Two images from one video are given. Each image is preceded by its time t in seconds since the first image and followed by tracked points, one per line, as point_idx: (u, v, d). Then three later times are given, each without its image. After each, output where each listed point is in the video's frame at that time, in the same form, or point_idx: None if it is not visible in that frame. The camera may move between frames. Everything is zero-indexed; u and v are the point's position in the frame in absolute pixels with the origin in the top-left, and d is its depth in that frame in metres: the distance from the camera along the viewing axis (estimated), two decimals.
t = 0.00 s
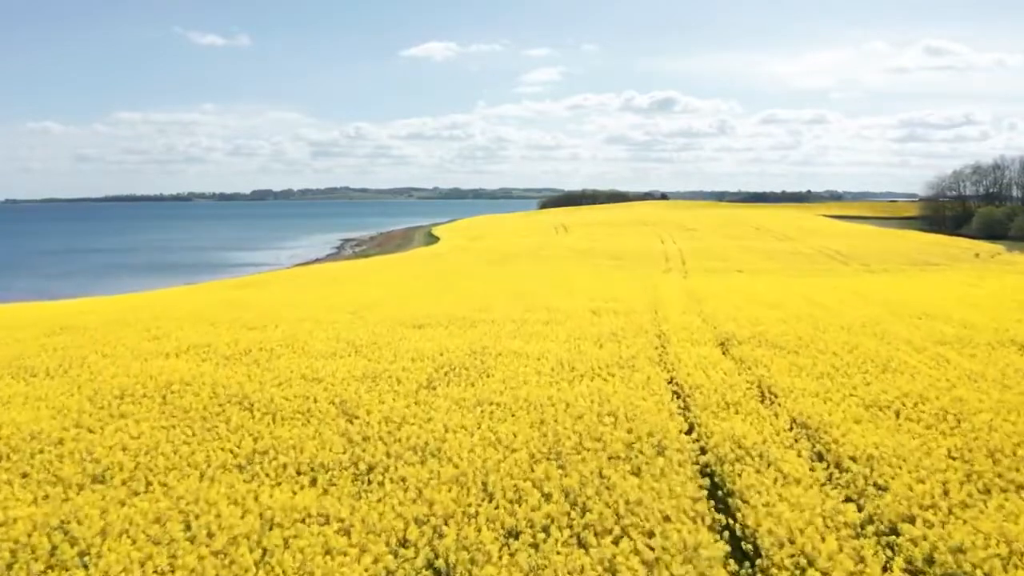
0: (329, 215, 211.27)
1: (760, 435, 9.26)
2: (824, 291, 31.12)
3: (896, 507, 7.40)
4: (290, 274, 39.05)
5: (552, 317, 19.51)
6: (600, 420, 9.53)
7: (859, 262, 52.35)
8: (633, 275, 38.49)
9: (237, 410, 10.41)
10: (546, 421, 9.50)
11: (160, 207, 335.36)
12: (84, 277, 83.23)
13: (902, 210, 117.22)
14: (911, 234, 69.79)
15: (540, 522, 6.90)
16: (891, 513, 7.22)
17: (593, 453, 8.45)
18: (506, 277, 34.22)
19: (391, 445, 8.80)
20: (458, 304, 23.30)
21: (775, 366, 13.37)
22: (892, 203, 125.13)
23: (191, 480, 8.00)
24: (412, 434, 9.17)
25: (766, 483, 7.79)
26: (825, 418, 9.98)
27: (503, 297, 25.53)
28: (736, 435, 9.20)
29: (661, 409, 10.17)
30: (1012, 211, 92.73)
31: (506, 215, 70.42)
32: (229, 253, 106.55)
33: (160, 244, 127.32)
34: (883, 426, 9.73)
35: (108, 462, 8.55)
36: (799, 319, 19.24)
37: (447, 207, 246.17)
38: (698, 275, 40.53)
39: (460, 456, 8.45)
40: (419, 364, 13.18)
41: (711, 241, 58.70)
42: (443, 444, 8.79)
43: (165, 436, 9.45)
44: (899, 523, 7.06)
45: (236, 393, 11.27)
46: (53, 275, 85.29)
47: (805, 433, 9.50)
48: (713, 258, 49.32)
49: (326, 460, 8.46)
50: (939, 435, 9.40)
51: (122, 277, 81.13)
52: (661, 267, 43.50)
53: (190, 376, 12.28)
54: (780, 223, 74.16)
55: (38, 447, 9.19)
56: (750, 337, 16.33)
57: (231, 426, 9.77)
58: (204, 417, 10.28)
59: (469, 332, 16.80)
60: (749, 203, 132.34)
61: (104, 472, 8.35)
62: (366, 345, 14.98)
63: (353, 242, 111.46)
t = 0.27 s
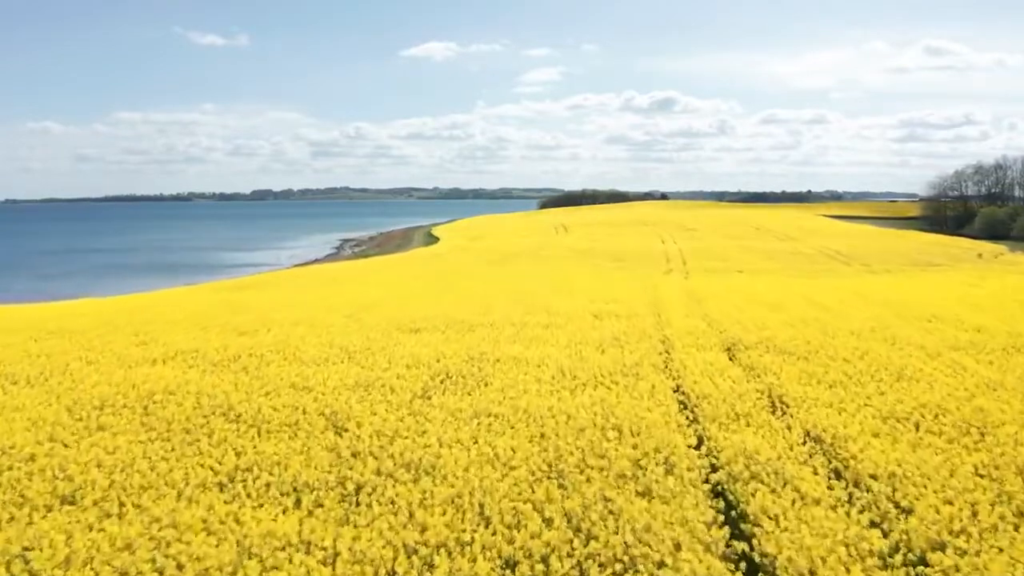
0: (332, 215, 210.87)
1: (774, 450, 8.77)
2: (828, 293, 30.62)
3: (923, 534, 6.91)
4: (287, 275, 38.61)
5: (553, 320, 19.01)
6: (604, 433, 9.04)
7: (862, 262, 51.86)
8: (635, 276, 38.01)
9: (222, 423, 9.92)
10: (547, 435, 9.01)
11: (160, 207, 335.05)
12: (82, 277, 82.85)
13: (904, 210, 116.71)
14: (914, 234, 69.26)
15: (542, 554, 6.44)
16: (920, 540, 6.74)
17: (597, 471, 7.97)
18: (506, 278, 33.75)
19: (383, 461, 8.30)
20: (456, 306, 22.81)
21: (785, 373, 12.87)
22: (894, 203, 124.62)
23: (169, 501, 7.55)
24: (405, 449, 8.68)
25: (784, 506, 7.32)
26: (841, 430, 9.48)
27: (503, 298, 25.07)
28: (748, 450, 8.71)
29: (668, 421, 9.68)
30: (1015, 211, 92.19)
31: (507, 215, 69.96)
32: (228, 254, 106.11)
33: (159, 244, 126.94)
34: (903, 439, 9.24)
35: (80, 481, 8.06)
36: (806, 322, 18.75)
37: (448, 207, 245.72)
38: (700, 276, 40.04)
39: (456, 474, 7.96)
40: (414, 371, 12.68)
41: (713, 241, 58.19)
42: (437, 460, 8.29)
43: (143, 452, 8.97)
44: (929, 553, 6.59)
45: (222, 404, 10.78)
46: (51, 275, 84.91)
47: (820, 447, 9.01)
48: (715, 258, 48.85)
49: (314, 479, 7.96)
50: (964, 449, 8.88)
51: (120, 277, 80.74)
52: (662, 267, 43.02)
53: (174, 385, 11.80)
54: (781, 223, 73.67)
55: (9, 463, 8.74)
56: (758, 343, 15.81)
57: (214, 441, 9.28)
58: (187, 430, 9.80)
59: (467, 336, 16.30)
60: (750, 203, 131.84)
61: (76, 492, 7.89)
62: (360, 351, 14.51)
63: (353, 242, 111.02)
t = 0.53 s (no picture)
0: (332, 215, 210.47)
1: (789, 467, 8.24)
2: (833, 294, 30.09)
3: (953, 567, 6.40)
4: (283, 275, 38.05)
5: (554, 324, 18.49)
6: (609, 449, 8.51)
7: (866, 263, 51.34)
8: (636, 277, 37.48)
9: (203, 437, 9.40)
10: (547, 451, 8.49)
11: (159, 207, 334.83)
12: (80, 277, 82.40)
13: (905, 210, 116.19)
14: (916, 234, 68.74)
15: None
16: None
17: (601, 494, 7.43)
18: (506, 279, 33.21)
19: (372, 481, 7.77)
20: (456, 308, 22.29)
21: (796, 381, 12.34)
22: (895, 203, 124.10)
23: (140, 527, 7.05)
24: (396, 467, 8.15)
25: (801, 533, 6.82)
26: (860, 445, 8.93)
27: (503, 300, 24.57)
28: (762, 467, 8.18)
29: (676, 434, 9.16)
30: (1018, 211, 91.66)
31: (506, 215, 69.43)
32: (227, 254, 105.55)
33: (158, 244, 126.44)
34: (926, 455, 8.70)
35: (46, 502, 7.55)
36: (814, 325, 18.23)
37: (448, 207, 245.22)
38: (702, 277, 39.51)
39: (450, 496, 7.43)
40: (409, 379, 12.16)
41: (714, 241, 57.66)
42: (431, 480, 7.76)
43: (117, 469, 8.46)
44: None
45: (204, 417, 10.26)
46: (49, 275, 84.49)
47: (838, 463, 8.48)
48: (717, 259, 48.33)
49: (297, 503, 7.42)
50: (991, 467, 8.35)
51: (118, 278, 80.29)
52: (664, 268, 42.48)
53: (157, 395, 11.29)
54: (783, 223, 73.13)
55: None
56: (767, 349, 15.25)
57: (193, 458, 8.76)
58: (166, 444, 9.27)
59: (465, 341, 15.78)
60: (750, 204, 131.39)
61: (40, 515, 7.37)
62: (353, 358, 13.98)
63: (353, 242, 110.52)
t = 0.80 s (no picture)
0: (332, 215, 210.05)
1: (803, 485, 7.76)
2: (839, 296, 29.56)
3: None
4: (279, 275, 37.62)
5: (555, 327, 18.00)
6: (612, 464, 8.07)
7: (869, 264, 50.82)
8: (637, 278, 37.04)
9: (183, 451, 8.93)
10: (547, 467, 8.02)
11: (159, 206, 334.42)
12: (78, 277, 82.01)
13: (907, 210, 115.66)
14: (919, 234, 68.25)
15: None
16: None
17: (606, 520, 6.95)
18: (505, 279, 32.75)
19: (360, 501, 7.33)
20: (454, 309, 21.80)
21: (807, 388, 11.85)
22: (897, 203, 123.59)
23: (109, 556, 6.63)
24: (387, 486, 7.68)
25: (819, 563, 6.38)
26: (877, 458, 8.48)
27: (503, 301, 24.12)
28: (774, 486, 7.71)
29: (682, 448, 8.68)
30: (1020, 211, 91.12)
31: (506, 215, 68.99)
32: (226, 253, 105.09)
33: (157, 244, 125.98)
34: (948, 472, 8.22)
35: (9, 526, 7.10)
36: (822, 328, 17.72)
37: (448, 207, 244.69)
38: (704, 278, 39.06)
39: (443, 521, 6.96)
40: (403, 386, 11.68)
41: (716, 241, 57.19)
42: (423, 501, 7.31)
43: (90, 487, 8.03)
44: None
45: (185, 427, 9.79)
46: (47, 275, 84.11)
47: (855, 480, 8.01)
48: (718, 259, 47.83)
49: (280, 530, 6.95)
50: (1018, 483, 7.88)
51: (116, 278, 79.89)
52: (665, 268, 42.00)
53: (138, 403, 10.82)
54: (785, 223, 72.58)
55: None
56: (775, 353, 14.77)
57: (171, 475, 8.29)
58: (144, 457, 8.83)
59: (462, 345, 15.29)
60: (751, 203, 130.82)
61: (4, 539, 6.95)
62: (347, 363, 13.52)
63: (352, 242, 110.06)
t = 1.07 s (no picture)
0: (331, 215, 209.56)
1: (822, 508, 7.25)
2: (844, 298, 29.05)
3: None
4: (275, 276, 37.11)
5: (554, 331, 17.44)
6: (616, 485, 7.58)
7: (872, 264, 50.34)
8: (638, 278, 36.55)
9: (159, 467, 8.41)
10: (546, 487, 7.51)
11: (158, 206, 333.96)
12: (75, 277, 81.55)
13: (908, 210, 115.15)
14: (921, 234, 67.77)
15: None
16: None
17: (610, 552, 6.49)
18: (504, 280, 32.26)
19: (346, 527, 6.84)
20: (452, 312, 21.26)
21: (818, 398, 11.35)
22: (898, 203, 123.10)
23: None
24: (375, 509, 7.18)
25: None
26: (897, 478, 7.99)
27: (501, 303, 23.63)
28: (791, 509, 7.20)
29: (690, 467, 8.12)
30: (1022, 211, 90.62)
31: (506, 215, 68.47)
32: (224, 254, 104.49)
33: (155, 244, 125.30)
34: (975, 495, 7.76)
35: None
36: (829, 333, 17.23)
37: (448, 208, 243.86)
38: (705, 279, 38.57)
39: (435, 552, 6.49)
40: (394, 397, 11.10)
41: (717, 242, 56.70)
42: (414, 528, 6.82)
43: (56, 509, 7.51)
44: None
45: (161, 441, 9.22)
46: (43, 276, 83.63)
47: (875, 502, 7.53)
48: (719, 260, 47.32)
49: (259, 562, 6.47)
50: None
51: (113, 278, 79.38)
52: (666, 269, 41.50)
53: (115, 414, 10.29)
54: (787, 223, 72.04)
55: None
56: (784, 360, 14.20)
57: (144, 495, 7.77)
58: (117, 475, 8.31)
59: (459, 351, 14.72)
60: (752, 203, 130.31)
61: None
62: (337, 371, 13.00)
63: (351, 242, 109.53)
